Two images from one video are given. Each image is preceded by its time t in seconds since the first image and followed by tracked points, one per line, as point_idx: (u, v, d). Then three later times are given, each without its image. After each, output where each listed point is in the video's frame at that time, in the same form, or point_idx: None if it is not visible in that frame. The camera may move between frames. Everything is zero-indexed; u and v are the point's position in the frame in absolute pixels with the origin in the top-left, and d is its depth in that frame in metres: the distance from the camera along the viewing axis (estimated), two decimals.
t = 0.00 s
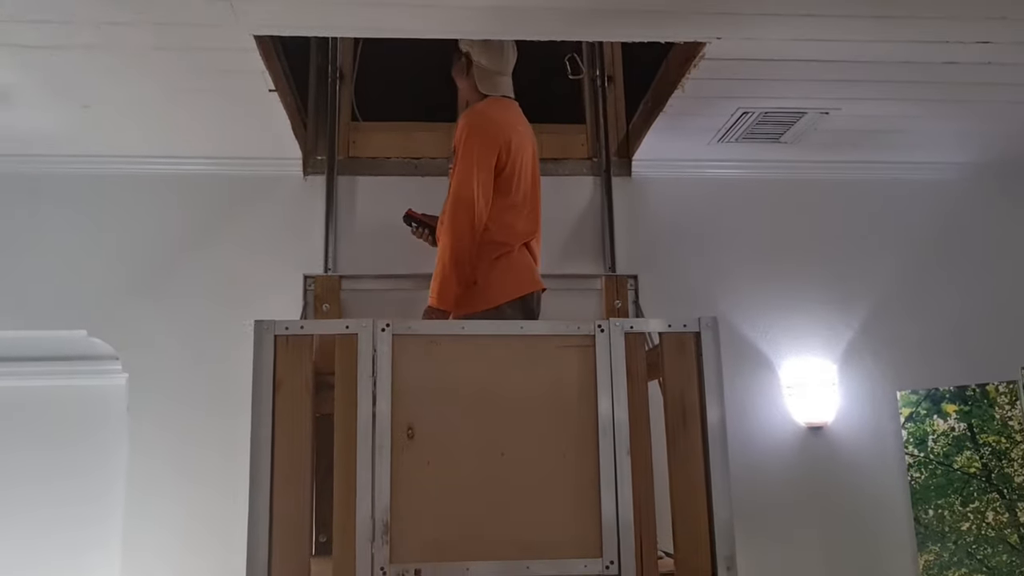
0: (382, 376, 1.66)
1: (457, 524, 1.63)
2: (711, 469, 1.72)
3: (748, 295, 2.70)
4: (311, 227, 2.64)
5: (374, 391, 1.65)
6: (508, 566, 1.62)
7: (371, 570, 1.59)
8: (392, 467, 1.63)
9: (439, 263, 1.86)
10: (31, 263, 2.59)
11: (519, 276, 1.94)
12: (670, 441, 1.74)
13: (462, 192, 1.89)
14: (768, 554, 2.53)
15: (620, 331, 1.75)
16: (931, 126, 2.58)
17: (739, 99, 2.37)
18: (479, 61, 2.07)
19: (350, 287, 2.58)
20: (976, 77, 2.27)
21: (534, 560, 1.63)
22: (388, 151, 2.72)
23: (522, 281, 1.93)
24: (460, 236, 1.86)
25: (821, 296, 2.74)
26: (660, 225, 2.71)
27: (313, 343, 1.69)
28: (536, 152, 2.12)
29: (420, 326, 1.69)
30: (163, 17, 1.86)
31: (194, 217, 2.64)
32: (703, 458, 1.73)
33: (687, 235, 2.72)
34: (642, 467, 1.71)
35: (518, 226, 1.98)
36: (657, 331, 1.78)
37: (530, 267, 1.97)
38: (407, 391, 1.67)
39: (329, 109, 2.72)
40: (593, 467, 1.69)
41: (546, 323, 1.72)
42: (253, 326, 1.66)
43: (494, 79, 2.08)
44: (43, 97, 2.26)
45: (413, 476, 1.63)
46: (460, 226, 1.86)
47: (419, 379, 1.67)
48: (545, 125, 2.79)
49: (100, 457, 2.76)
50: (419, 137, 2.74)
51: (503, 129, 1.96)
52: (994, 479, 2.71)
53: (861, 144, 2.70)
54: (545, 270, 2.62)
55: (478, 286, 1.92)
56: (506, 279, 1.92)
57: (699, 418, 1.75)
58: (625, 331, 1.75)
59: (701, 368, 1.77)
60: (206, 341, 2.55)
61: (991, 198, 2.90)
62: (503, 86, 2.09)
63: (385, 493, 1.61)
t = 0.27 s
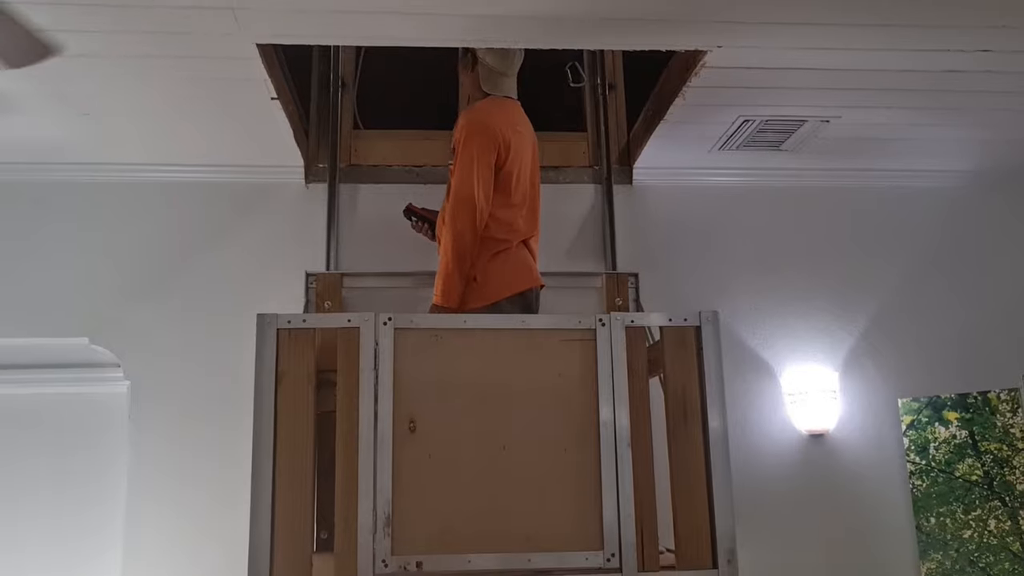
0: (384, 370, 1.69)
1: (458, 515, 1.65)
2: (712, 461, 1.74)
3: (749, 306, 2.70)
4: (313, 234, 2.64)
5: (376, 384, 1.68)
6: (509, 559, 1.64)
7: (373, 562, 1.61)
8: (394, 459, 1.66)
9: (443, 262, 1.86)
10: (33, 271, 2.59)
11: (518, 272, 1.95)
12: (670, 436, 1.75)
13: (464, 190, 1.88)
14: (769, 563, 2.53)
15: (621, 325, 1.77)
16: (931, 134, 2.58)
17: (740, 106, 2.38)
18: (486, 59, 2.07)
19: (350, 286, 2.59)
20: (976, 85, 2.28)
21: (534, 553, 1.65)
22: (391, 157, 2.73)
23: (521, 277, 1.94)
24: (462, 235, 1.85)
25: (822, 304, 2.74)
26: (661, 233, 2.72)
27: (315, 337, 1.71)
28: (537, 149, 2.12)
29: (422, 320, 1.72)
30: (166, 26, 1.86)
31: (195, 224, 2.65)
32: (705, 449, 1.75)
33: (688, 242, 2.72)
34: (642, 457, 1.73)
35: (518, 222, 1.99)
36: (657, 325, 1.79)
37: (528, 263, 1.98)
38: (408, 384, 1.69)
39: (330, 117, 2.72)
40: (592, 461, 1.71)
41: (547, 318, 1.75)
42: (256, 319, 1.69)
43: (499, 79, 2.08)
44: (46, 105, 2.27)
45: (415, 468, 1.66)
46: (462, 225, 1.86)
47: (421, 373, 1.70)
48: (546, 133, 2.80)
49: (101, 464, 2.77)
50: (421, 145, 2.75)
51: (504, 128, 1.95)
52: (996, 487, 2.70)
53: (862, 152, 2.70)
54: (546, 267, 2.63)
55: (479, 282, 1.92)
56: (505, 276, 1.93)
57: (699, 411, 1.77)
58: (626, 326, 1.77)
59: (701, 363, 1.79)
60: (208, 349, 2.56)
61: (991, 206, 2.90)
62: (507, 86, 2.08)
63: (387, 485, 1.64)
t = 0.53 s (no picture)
0: (385, 362, 1.67)
1: (458, 505, 1.64)
2: (713, 452, 1.73)
3: (749, 313, 2.70)
4: (314, 240, 2.64)
5: (377, 377, 1.67)
6: (510, 551, 1.63)
7: (374, 553, 1.60)
8: (395, 452, 1.65)
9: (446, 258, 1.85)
10: (34, 276, 2.59)
11: (519, 266, 1.94)
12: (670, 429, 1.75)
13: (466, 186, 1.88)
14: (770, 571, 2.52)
15: (621, 318, 1.76)
16: (931, 139, 2.59)
17: (740, 112, 2.38)
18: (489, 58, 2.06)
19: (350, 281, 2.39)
20: (975, 91, 2.28)
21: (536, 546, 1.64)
22: (391, 163, 2.73)
23: (523, 271, 1.93)
24: (465, 230, 1.85)
25: (822, 309, 2.74)
26: (662, 239, 2.72)
27: (316, 329, 1.70)
28: (536, 146, 2.12)
29: (423, 312, 1.71)
30: (167, 31, 1.87)
31: (196, 230, 2.65)
32: (705, 440, 1.74)
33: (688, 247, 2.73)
34: (643, 446, 1.72)
35: (517, 217, 1.99)
36: (657, 318, 1.79)
37: (528, 257, 1.98)
38: (409, 376, 1.68)
39: (331, 123, 2.72)
40: (595, 454, 1.69)
41: (548, 311, 1.74)
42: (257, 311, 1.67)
43: (501, 77, 2.07)
44: (48, 111, 2.27)
45: (416, 460, 1.65)
46: (464, 220, 1.85)
47: (421, 364, 1.69)
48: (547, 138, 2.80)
49: (100, 469, 2.77)
50: (422, 150, 2.76)
51: (501, 125, 1.96)
52: (997, 493, 2.69)
53: (862, 158, 2.71)
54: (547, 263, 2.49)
55: (481, 278, 1.92)
56: (507, 270, 1.92)
57: (699, 403, 1.76)
58: (626, 318, 1.76)
59: (701, 354, 1.78)
60: (208, 356, 2.56)
61: (991, 212, 2.91)
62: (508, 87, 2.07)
63: (388, 477, 1.63)
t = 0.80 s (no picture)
0: (386, 357, 1.66)
1: (459, 499, 1.62)
2: (714, 447, 1.72)
3: (748, 325, 2.70)
4: (314, 250, 2.64)
5: (378, 372, 1.66)
6: (511, 546, 1.61)
7: (374, 547, 1.59)
8: (396, 446, 1.63)
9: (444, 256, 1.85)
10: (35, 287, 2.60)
11: (519, 264, 1.94)
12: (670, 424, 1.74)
13: (464, 185, 1.87)
14: None
15: (621, 314, 1.75)
16: (930, 150, 2.59)
17: (740, 122, 2.38)
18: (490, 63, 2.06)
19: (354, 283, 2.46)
20: (973, 102, 2.29)
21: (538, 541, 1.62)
22: (392, 173, 2.74)
23: (522, 269, 1.93)
24: (463, 228, 1.85)
25: (821, 320, 2.74)
26: (662, 249, 2.73)
27: (317, 324, 1.70)
28: (537, 146, 2.12)
29: (424, 308, 1.70)
30: (169, 43, 1.88)
31: (198, 241, 2.66)
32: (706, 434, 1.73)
33: (689, 257, 2.73)
34: (643, 438, 1.72)
35: (517, 215, 1.98)
36: (657, 314, 1.78)
37: (528, 256, 1.98)
38: (409, 371, 1.67)
39: (332, 134, 2.73)
40: (597, 449, 1.68)
41: (550, 306, 1.73)
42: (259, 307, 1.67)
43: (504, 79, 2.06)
44: (52, 123, 2.29)
45: (416, 454, 1.63)
46: (463, 218, 1.85)
47: (422, 359, 1.68)
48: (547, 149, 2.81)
49: (100, 480, 2.77)
50: (423, 160, 2.76)
51: (501, 124, 1.96)
52: (998, 504, 2.69)
53: (861, 168, 2.71)
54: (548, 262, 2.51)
55: (480, 276, 1.91)
56: (506, 269, 1.92)
57: (699, 399, 1.76)
58: (626, 314, 1.75)
59: (701, 350, 1.78)
60: (208, 367, 2.56)
61: (991, 222, 2.91)
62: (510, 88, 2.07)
63: (388, 472, 1.61)
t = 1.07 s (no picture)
0: (386, 343, 1.67)
1: (459, 484, 1.64)
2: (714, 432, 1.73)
3: (748, 327, 2.70)
4: (315, 252, 2.64)
5: (378, 357, 1.66)
6: (513, 532, 1.62)
7: (375, 532, 1.60)
8: (396, 432, 1.64)
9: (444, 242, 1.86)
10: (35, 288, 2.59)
11: (519, 253, 1.94)
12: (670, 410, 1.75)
13: (463, 171, 1.89)
14: None
15: (621, 301, 1.75)
16: (932, 151, 2.59)
17: (741, 124, 2.38)
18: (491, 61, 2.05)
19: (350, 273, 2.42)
20: (974, 103, 2.29)
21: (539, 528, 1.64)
22: (393, 175, 2.73)
23: (523, 256, 1.93)
24: (462, 215, 1.86)
25: (821, 322, 2.73)
26: (662, 251, 2.72)
27: (317, 310, 1.70)
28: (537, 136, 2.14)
29: (425, 295, 1.70)
30: (169, 43, 1.88)
31: (199, 242, 2.65)
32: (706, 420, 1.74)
33: (689, 258, 2.73)
34: (644, 423, 1.72)
35: (517, 204, 1.99)
36: (657, 301, 1.78)
37: (528, 245, 1.98)
38: (409, 357, 1.68)
39: (333, 135, 2.73)
40: (597, 434, 1.69)
41: (550, 293, 1.73)
42: (260, 293, 1.67)
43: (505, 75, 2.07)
44: (53, 124, 2.28)
45: (416, 440, 1.65)
46: (462, 204, 1.86)
47: (422, 346, 1.69)
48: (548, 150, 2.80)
49: (98, 482, 2.77)
50: (424, 162, 2.75)
51: (500, 112, 1.98)
52: (1000, 506, 2.68)
53: (862, 169, 2.71)
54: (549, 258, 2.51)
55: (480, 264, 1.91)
56: (506, 256, 1.92)
57: (699, 386, 1.76)
58: (625, 301, 1.76)
59: (701, 336, 1.77)
60: (209, 368, 2.55)
61: (992, 224, 2.91)
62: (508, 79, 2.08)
63: (388, 457, 1.62)
